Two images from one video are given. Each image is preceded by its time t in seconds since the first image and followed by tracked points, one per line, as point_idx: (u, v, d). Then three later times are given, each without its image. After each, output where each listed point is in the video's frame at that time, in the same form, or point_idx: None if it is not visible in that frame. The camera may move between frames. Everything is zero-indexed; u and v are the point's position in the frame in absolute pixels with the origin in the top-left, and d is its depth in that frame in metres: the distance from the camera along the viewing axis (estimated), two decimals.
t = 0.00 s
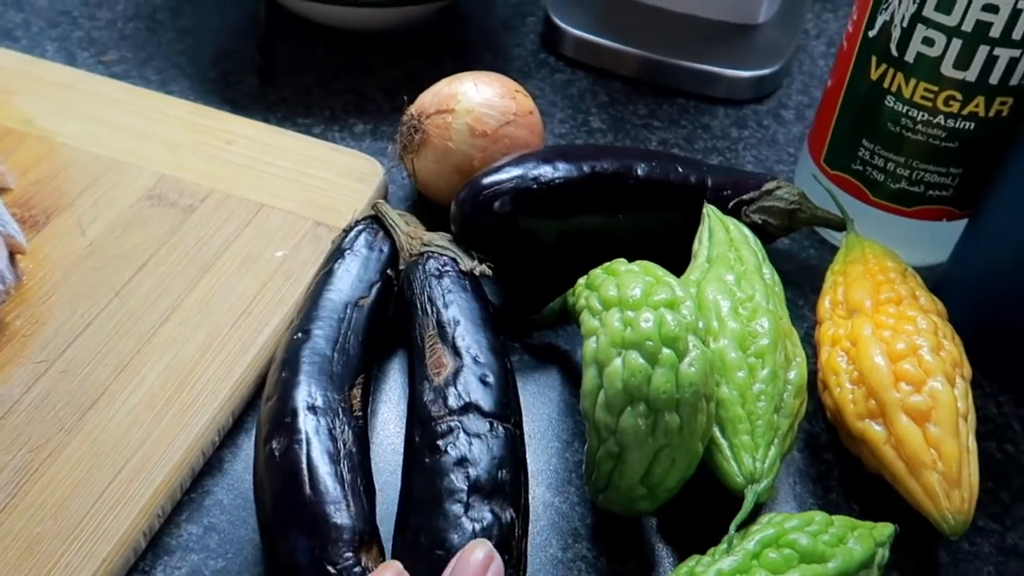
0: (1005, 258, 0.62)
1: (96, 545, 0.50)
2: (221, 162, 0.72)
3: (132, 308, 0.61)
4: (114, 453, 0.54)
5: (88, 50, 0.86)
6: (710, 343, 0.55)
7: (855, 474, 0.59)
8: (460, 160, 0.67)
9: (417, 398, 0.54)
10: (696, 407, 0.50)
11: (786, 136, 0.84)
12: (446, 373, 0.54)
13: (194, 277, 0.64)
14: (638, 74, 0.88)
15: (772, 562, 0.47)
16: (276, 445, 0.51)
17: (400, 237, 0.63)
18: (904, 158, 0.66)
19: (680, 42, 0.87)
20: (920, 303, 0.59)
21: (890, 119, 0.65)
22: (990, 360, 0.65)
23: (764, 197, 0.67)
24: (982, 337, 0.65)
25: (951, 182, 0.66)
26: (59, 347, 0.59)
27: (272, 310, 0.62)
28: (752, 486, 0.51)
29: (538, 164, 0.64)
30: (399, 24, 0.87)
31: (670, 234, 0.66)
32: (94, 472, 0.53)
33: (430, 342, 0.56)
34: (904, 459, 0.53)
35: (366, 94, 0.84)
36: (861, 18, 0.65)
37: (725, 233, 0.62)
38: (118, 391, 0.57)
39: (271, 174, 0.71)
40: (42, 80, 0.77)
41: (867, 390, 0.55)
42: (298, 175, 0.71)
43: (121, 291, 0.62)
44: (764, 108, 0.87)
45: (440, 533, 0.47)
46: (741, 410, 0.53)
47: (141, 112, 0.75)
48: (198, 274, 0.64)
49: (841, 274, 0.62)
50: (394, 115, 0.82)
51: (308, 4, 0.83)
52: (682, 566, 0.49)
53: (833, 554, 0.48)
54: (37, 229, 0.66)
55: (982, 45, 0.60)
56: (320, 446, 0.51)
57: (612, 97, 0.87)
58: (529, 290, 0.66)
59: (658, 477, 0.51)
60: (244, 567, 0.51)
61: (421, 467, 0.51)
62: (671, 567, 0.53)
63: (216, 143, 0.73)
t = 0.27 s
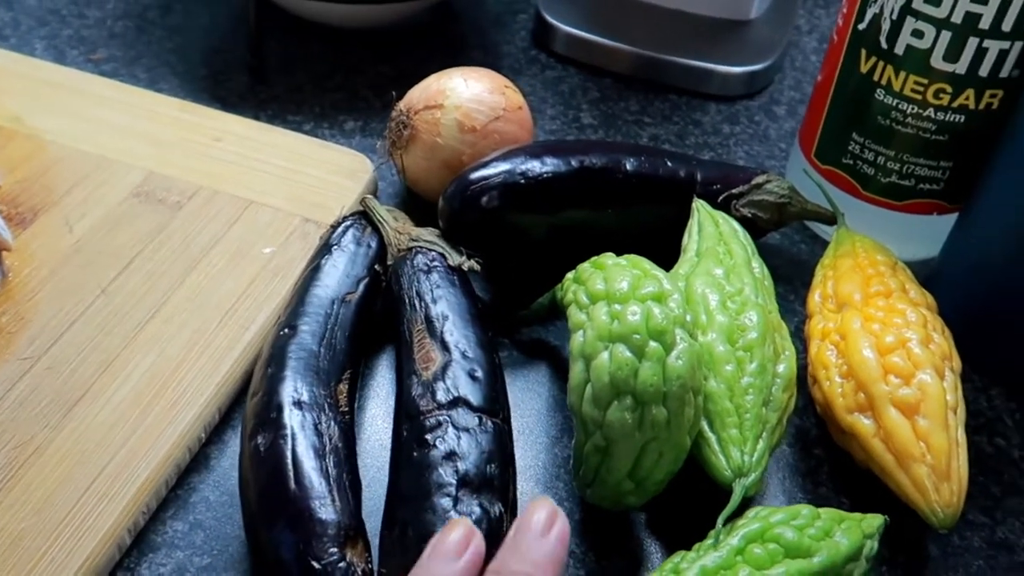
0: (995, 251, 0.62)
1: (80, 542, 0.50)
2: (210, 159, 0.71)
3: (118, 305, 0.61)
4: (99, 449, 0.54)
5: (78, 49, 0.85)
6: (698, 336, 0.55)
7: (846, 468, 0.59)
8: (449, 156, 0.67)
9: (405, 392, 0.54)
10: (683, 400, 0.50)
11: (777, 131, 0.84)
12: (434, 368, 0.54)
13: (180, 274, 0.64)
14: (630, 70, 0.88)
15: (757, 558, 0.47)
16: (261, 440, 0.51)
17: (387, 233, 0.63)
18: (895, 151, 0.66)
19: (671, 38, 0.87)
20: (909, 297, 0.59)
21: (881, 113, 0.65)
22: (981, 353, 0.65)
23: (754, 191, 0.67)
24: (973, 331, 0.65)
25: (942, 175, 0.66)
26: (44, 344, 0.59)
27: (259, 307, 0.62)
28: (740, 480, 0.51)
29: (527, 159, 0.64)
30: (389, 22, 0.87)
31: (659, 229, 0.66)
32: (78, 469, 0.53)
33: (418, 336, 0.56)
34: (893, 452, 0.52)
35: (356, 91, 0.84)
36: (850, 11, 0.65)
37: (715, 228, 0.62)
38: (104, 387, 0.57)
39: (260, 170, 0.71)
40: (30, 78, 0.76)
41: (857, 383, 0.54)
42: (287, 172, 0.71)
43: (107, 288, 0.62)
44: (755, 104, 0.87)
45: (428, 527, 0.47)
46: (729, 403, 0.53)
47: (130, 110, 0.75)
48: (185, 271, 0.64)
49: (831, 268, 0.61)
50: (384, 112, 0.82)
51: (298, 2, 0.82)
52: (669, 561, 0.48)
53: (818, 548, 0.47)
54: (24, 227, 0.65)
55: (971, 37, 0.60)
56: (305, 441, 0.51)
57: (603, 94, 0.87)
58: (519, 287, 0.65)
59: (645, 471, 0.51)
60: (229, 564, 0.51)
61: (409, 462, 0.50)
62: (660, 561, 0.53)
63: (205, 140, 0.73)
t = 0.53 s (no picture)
0: (960, 245, 0.62)
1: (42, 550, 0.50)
2: (175, 162, 0.71)
3: (81, 309, 0.61)
4: (61, 455, 0.53)
5: (43, 52, 0.85)
6: (662, 334, 0.55)
7: (815, 464, 0.59)
8: (414, 156, 0.67)
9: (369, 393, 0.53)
10: (647, 397, 0.49)
11: (747, 128, 0.84)
12: (399, 369, 0.54)
13: (145, 277, 0.63)
14: (599, 68, 0.88)
15: (726, 551, 0.46)
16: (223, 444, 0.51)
17: (352, 233, 0.62)
18: (860, 146, 0.66)
19: (640, 36, 0.87)
20: (875, 291, 0.59)
21: (845, 108, 0.65)
22: (949, 347, 0.65)
23: (721, 186, 0.67)
24: (940, 324, 0.65)
25: (907, 169, 0.66)
26: (6, 350, 0.58)
27: (225, 309, 0.62)
28: (705, 476, 0.51)
29: (491, 159, 0.64)
30: (357, 22, 0.87)
31: (626, 227, 0.66)
32: (40, 475, 0.52)
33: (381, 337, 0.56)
34: (859, 447, 0.52)
35: (324, 92, 0.83)
36: (813, 6, 0.65)
37: (681, 224, 0.62)
38: (66, 393, 0.56)
39: (225, 172, 0.70)
40: None
41: (822, 378, 0.54)
42: (253, 174, 0.71)
43: (70, 292, 0.61)
44: (725, 101, 0.87)
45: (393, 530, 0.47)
46: (694, 400, 0.53)
47: (95, 113, 0.74)
48: (149, 274, 0.63)
49: (797, 263, 0.61)
50: (353, 113, 0.82)
51: (265, 3, 0.82)
52: (637, 557, 0.48)
53: (787, 541, 0.47)
54: None
55: (933, 31, 0.60)
56: (268, 443, 0.51)
57: (574, 92, 0.86)
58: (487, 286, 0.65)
59: (611, 469, 0.51)
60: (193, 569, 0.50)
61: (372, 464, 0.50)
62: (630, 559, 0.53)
63: (170, 143, 0.72)
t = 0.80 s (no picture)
0: (950, 265, 0.62)
1: None
2: (165, 190, 0.71)
3: (73, 343, 0.60)
4: (53, 492, 0.53)
5: (31, 80, 0.84)
6: (655, 361, 0.55)
7: (808, 487, 0.59)
8: (404, 182, 0.67)
9: (359, 425, 0.53)
10: (641, 427, 0.49)
11: (737, 146, 0.84)
12: (388, 400, 0.54)
13: (136, 309, 0.63)
14: (588, 89, 0.88)
15: None
16: (214, 478, 0.51)
17: (338, 259, 0.62)
18: (849, 167, 0.66)
19: (629, 56, 0.87)
20: (867, 314, 0.59)
21: (834, 129, 0.65)
22: (941, 366, 0.65)
23: (710, 207, 0.67)
24: (931, 343, 0.65)
25: (896, 189, 0.67)
26: None
27: (217, 340, 0.62)
28: (700, 504, 0.51)
29: (478, 187, 0.64)
30: (346, 46, 0.87)
31: (616, 250, 0.66)
32: (32, 513, 0.52)
33: (371, 367, 0.56)
34: (853, 473, 0.53)
35: (314, 116, 0.83)
36: (800, 28, 0.65)
37: (672, 248, 0.62)
38: (58, 428, 0.56)
39: (216, 201, 0.70)
40: None
41: (816, 404, 0.54)
42: (243, 202, 0.70)
43: (61, 325, 0.61)
44: (714, 119, 0.87)
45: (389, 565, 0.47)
46: (688, 428, 0.53)
47: (83, 142, 0.74)
48: (141, 306, 0.63)
49: (789, 286, 0.61)
50: (343, 137, 0.82)
51: (253, 28, 0.82)
52: None
53: (783, 570, 0.47)
54: None
55: (919, 53, 0.60)
56: (261, 477, 0.51)
57: (563, 112, 0.87)
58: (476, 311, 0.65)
59: (606, 499, 0.51)
60: None
61: (364, 498, 0.50)
62: None
63: (160, 171, 0.72)
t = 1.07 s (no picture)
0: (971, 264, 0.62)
1: None
2: (181, 187, 0.70)
3: (90, 340, 0.60)
4: (74, 491, 0.53)
5: (43, 76, 0.84)
6: (679, 359, 0.54)
7: (831, 486, 0.58)
8: (422, 179, 0.66)
9: (382, 424, 0.53)
10: (666, 426, 0.49)
11: (752, 144, 0.84)
12: (411, 398, 0.53)
13: (154, 307, 0.63)
14: (602, 85, 0.87)
15: None
16: (234, 476, 0.50)
17: (356, 255, 0.61)
18: (870, 164, 0.66)
19: (643, 52, 0.87)
20: (890, 312, 0.58)
21: (854, 126, 0.65)
22: (962, 364, 0.65)
23: (729, 204, 0.67)
24: (952, 342, 0.65)
25: (917, 187, 0.66)
26: (15, 383, 0.57)
27: (235, 338, 0.61)
28: (725, 504, 0.51)
29: (498, 184, 0.63)
30: (360, 42, 0.87)
31: (635, 247, 0.66)
32: (53, 512, 0.52)
33: (392, 364, 0.55)
34: (878, 473, 0.52)
35: (328, 113, 0.83)
36: (821, 25, 0.65)
37: (693, 246, 0.61)
38: (77, 426, 0.55)
39: (231, 198, 0.70)
40: None
41: (840, 403, 0.54)
42: (258, 199, 0.70)
43: (78, 323, 0.61)
44: (729, 116, 0.87)
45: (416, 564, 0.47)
46: (712, 426, 0.52)
47: (98, 138, 0.73)
48: (158, 303, 0.63)
49: (811, 284, 0.61)
50: (357, 134, 0.82)
51: (267, 24, 0.82)
52: None
53: (811, 569, 0.47)
54: None
55: (942, 50, 0.60)
56: (281, 475, 0.50)
57: (577, 109, 0.86)
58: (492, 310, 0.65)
59: (630, 499, 0.51)
60: None
61: (388, 497, 0.50)
62: None
63: (174, 168, 0.72)
